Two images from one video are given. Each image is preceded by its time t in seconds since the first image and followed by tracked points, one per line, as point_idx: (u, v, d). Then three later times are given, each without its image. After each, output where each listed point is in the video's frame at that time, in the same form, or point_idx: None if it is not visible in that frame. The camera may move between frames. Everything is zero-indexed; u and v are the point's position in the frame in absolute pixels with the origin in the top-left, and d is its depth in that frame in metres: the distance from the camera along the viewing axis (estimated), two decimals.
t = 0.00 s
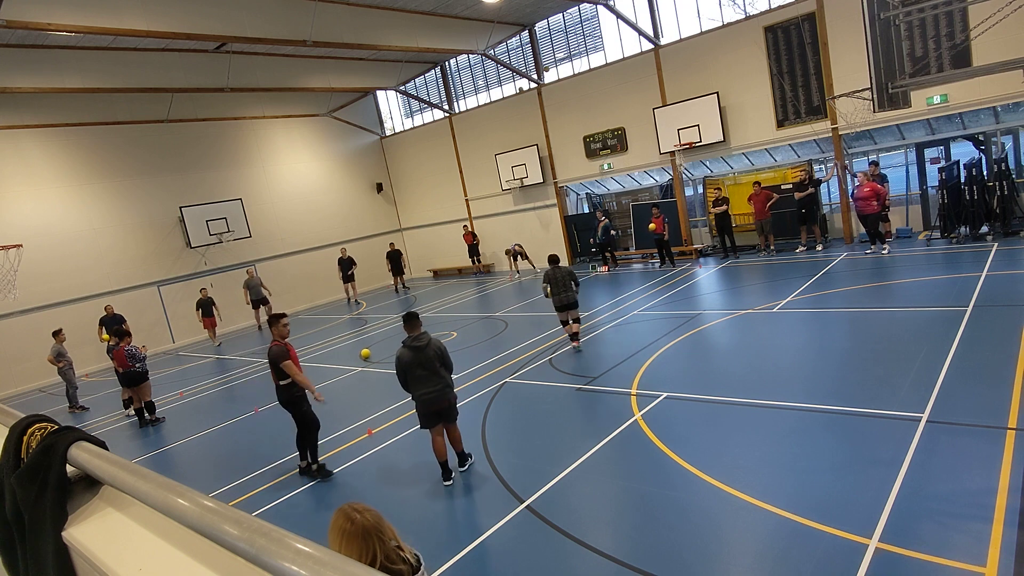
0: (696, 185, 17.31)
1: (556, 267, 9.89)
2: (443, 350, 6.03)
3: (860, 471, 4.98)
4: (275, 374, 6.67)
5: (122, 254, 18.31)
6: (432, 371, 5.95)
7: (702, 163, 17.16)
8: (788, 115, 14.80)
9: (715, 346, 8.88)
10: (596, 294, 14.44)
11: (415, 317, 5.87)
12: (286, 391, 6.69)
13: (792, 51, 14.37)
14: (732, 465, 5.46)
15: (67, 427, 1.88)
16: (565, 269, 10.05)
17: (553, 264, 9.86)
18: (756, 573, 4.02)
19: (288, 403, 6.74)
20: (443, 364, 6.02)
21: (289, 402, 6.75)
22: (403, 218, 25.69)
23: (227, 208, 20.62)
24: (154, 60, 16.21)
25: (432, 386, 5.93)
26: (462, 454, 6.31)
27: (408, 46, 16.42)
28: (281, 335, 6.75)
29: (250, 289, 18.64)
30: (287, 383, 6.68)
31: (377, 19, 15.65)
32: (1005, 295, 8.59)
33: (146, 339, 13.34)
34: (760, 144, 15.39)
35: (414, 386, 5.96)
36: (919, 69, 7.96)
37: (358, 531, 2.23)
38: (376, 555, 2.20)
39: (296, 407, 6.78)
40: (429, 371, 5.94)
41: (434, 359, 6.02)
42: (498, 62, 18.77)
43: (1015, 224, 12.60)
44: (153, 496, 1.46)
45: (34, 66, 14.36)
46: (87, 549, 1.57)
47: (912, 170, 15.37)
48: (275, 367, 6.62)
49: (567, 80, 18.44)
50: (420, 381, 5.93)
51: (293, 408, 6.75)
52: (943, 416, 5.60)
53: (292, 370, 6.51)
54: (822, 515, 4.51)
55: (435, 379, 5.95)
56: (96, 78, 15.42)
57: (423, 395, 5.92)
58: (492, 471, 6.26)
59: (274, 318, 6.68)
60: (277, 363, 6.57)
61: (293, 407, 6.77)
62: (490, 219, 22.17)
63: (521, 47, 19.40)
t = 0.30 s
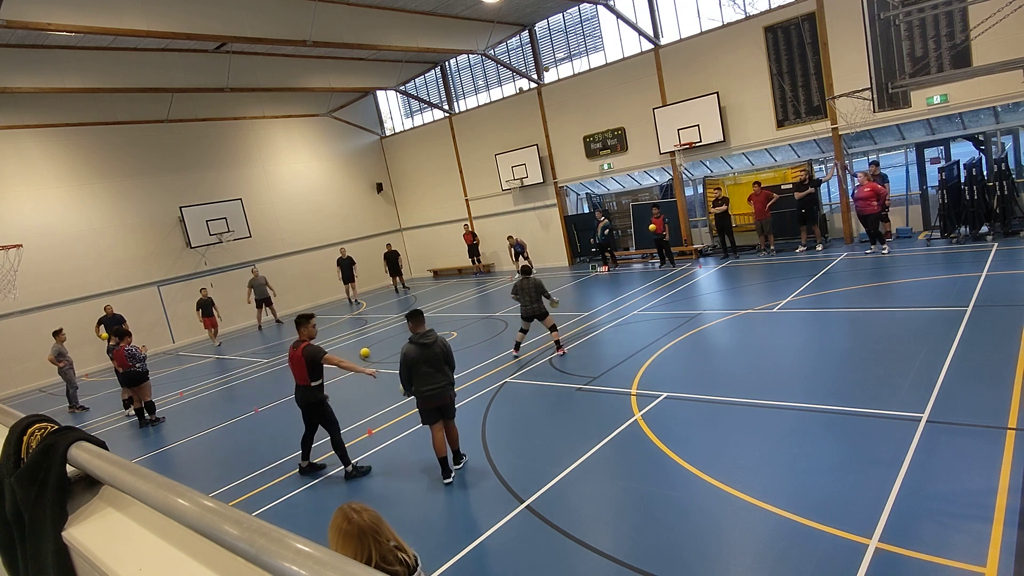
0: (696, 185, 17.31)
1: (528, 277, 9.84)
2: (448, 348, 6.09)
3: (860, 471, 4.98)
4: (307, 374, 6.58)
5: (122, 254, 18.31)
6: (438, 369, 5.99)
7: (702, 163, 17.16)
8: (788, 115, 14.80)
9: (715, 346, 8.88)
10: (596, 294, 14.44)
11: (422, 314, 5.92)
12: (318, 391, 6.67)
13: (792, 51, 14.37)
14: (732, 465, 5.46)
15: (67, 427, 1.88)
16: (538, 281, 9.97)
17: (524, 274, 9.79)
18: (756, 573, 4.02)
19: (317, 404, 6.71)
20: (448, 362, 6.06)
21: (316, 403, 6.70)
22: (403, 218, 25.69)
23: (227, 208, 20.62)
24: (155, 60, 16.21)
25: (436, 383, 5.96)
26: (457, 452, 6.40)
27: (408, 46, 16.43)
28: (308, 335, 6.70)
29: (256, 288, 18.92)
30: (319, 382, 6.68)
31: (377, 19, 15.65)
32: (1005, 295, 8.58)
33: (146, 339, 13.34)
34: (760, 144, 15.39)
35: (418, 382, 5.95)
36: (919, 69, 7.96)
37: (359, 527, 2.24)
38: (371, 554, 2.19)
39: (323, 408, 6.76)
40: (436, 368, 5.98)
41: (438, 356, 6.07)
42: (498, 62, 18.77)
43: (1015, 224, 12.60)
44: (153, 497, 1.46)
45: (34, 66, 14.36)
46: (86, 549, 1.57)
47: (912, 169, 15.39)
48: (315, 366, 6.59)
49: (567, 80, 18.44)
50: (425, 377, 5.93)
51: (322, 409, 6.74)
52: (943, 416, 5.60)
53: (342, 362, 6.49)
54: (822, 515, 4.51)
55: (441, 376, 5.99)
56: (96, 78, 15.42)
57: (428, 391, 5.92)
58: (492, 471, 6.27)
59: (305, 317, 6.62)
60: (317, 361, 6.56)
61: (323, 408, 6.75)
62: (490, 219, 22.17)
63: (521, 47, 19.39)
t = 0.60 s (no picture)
0: (696, 185, 17.32)
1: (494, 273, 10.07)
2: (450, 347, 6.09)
3: (860, 471, 4.98)
4: (325, 370, 6.59)
5: (122, 254, 18.31)
6: (440, 366, 6.00)
7: (702, 163, 17.16)
8: (788, 115, 14.80)
9: (715, 346, 8.88)
10: (596, 294, 14.45)
11: (422, 312, 5.92)
12: (332, 388, 6.69)
13: (792, 51, 14.37)
14: (732, 465, 5.46)
15: (67, 427, 1.88)
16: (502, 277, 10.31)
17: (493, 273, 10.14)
18: (756, 573, 4.02)
19: (329, 402, 6.71)
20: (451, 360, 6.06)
21: (327, 400, 6.70)
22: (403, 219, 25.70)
23: (227, 208, 20.62)
24: (155, 60, 16.22)
25: (439, 381, 5.98)
26: (457, 451, 6.40)
27: (409, 46, 16.43)
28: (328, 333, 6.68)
29: (262, 286, 19.13)
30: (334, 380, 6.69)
31: (377, 19, 15.66)
32: (1005, 296, 8.58)
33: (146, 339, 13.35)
34: (760, 144, 15.39)
35: (420, 380, 5.96)
36: (919, 69, 7.95)
37: (359, 525, 2.24)
38: (369, 553, 2.19)
39: (334, 406, 6.76)
40: (437, 366, 5.99)
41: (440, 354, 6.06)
42: (498, 62, 18.77)
43: (1015, 224, 12.60)
44: (153, 497, 1.46)
45: (34, 66, 14.37)
46: (86, 550, 1.57)
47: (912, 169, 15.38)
48: (336, 364, 6.60)
49: (567, 80, 18.44)
50: (428, 375, 5.94)
51: (333, 407, 6.75)
52: (943, 416, 5.60)
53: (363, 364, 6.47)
54: (821, 515, 4.51)
55: (443, 374, 6.01)
56: (96, 79, 15.43)
57: (431, 390, 5.93)
58: (492, 471, 6.27)
59: (333, 314, 6.60)
60: (340, 359, 6.58)
61: (334, 406, 6.76)
62: (490, 219, 22.18)
63: (521, 47, 19.39)
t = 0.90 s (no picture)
0: (696, 185, 17.32)
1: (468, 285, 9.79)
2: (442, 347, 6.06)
3: (860, 471, 4.98)
4: (331, 369, 6.61)
5: (122, 254, 18.31)
6: (429, 367, 5.99)
7: (702, 163, 17.16)
8: (788, 115, 14.80)
9: (715, 346, 8.88)
10: (595, 294, 14.44)
11: (410, 314, 5.96)
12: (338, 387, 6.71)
13: (792, 51, 14.37)
14: (732, 465, 5.46)
15: (67, 427, 1.88)
16: (472, 287, 10.09)
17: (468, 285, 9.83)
18: (756, 573, 4.02)
19: (333, 400, 6.71)
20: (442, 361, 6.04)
21: (332, 399, 6.69)
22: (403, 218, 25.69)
23: (227, 208, 20.62)
24: (155, 60, 16.22)
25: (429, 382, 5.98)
26: (457, 451, 6.39)
27: (409, 46, 16.43)
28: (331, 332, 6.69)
29: (262, 286, 19.13)
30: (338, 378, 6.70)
31: (377, 19, 15.66)
32: (1005, 296, 8.58)
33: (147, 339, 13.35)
34: (760, 144, 15.39)
35: (410, 381, 5.97)
36: (919, 69, 7.95)
37: (358, 521, 2.23)
38: (369, 553, 2.20)
39: (338, 404, 6.77)
40: (426, 367, 5.99)
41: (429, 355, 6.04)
42: (498, 62, 18.77)
43: (1015, 224, 12.59)
44: (153, 497, 1.46)
45: (34, 66, 14.37)
46: (86, 550, 1.57)
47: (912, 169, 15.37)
48: (342, 362, 6.63)
49: (567, 80, 18.44)
50: (417, 377, 5.95)
51: (338, 405, 6.75)
52: (943, 416, 5.60)
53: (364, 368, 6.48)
54: (822, 515, 4.51)
55: (433, 375, 6.00)
56: (96, 78, 15.42)
57: (421, 391, 5.93)
58: (492, 471, 6.27)
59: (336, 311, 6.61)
60: (346, 357, 6.60)
61: (339, 404, 6.76)
62: (490, 219, 22.17)
63: (521, 47, 19.39)
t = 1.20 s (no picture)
0: (696, 185, 17.33)
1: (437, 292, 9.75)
2: (431, 350, 5.92)
3: (860, 471, 4.98)
4: (320, 373, 6.61)
5: (122, 254, 18.31)
6: (410, 371, 5.94)
7: (702, 163, 17.17)
8: (788, 115, 14.81)
9: (715, 346, 8.88)
10: (596, 294, 14.45)
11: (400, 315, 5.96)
12: (330, 389, 6.71)
13: (792, 51, 14.37)
14: (732, 464, 5.46)
15: (67, 427, 1.88)
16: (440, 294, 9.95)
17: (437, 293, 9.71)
18: (756, 573, 4.02)
19: (327, 402, 6.70)
20: (430, 364, 5.91)
21: (325, 400, 6.69)
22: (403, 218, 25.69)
23: (227, 208, 20.62)
24: (155, 60, 16.22)
25: (416, 385, 5.92)
26: (457, 452, 6.37)
27: (409, 46, 16.43)
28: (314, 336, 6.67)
29: (262, 286, 19.07)
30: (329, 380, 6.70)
31: (377, 19, 15.66)
32: (1005, 296, 8.58)
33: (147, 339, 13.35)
34: (760, 144, 15.39)
35: (399, 384, 5.99)
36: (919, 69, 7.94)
37: (356, 521, 2.23)
38: (369, 554, 2.20)
39: (332, 405, 6.77)
40: (407, 370, 5.94)
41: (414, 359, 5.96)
42: (498, 62, 18.77)
43: (1015, 224, 12.59)
44: (153, 497, 1.46)
45: (34, 66, 14.36)
46: (86, 549, 1.58)
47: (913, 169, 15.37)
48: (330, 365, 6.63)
49: (567, 80, 18.44)
50: (400, 378, 5.96)
51: (332, 407, 6.75)
52: (943, 416, 5.60)
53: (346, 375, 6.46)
54: (822, 515, 4.51)
55: (421, 378, 5.92)
56: (96, 78, 15.42)
57: (400, 391, 5.97)
58: (491, 471, 6.27)
59: (318, 313, 6.61)
60: (335, 359, 6.59)
61: (333, 405, 6.76)
62: (490, 219, 22.18)
63: (521, 47, 19.39)
